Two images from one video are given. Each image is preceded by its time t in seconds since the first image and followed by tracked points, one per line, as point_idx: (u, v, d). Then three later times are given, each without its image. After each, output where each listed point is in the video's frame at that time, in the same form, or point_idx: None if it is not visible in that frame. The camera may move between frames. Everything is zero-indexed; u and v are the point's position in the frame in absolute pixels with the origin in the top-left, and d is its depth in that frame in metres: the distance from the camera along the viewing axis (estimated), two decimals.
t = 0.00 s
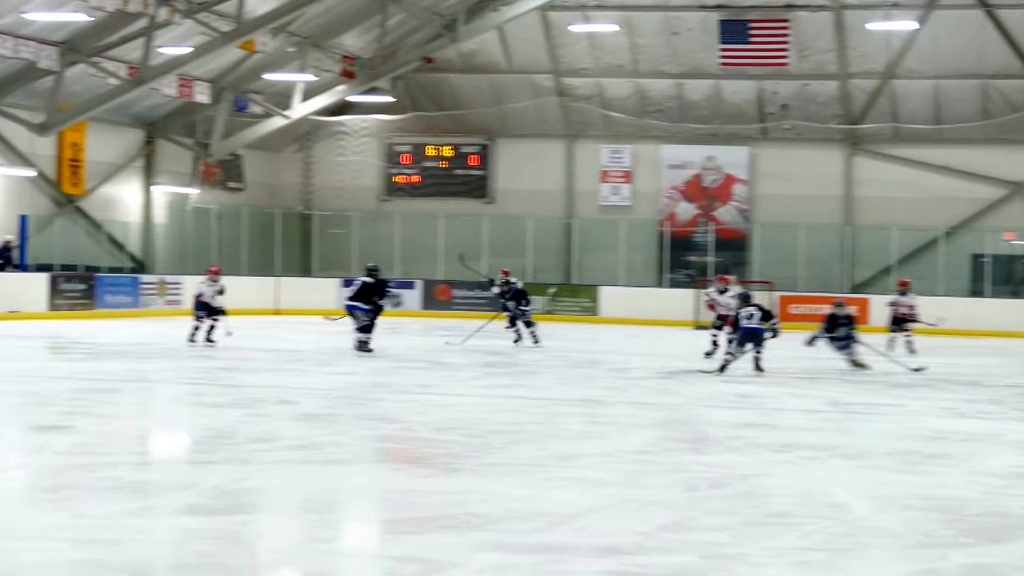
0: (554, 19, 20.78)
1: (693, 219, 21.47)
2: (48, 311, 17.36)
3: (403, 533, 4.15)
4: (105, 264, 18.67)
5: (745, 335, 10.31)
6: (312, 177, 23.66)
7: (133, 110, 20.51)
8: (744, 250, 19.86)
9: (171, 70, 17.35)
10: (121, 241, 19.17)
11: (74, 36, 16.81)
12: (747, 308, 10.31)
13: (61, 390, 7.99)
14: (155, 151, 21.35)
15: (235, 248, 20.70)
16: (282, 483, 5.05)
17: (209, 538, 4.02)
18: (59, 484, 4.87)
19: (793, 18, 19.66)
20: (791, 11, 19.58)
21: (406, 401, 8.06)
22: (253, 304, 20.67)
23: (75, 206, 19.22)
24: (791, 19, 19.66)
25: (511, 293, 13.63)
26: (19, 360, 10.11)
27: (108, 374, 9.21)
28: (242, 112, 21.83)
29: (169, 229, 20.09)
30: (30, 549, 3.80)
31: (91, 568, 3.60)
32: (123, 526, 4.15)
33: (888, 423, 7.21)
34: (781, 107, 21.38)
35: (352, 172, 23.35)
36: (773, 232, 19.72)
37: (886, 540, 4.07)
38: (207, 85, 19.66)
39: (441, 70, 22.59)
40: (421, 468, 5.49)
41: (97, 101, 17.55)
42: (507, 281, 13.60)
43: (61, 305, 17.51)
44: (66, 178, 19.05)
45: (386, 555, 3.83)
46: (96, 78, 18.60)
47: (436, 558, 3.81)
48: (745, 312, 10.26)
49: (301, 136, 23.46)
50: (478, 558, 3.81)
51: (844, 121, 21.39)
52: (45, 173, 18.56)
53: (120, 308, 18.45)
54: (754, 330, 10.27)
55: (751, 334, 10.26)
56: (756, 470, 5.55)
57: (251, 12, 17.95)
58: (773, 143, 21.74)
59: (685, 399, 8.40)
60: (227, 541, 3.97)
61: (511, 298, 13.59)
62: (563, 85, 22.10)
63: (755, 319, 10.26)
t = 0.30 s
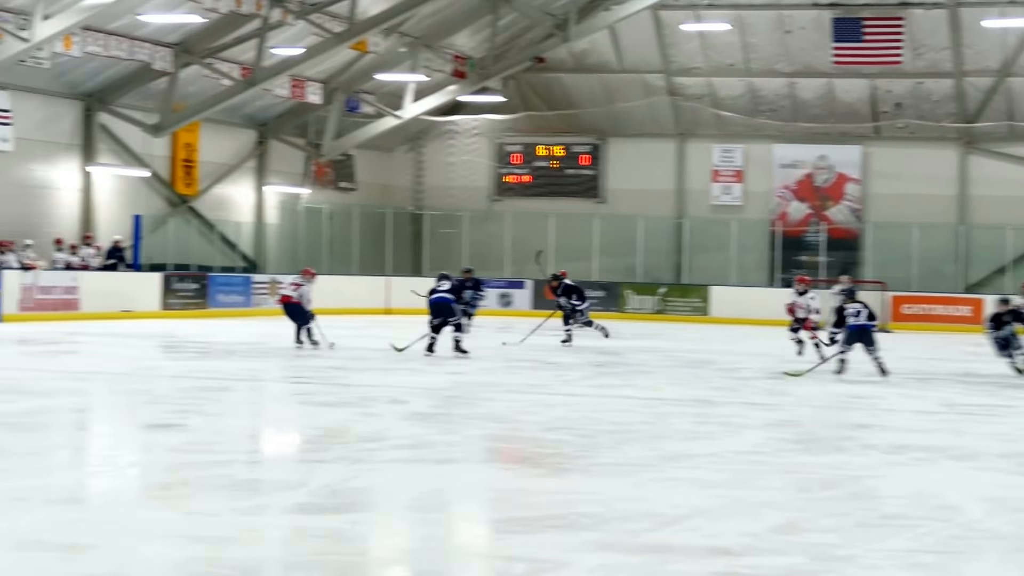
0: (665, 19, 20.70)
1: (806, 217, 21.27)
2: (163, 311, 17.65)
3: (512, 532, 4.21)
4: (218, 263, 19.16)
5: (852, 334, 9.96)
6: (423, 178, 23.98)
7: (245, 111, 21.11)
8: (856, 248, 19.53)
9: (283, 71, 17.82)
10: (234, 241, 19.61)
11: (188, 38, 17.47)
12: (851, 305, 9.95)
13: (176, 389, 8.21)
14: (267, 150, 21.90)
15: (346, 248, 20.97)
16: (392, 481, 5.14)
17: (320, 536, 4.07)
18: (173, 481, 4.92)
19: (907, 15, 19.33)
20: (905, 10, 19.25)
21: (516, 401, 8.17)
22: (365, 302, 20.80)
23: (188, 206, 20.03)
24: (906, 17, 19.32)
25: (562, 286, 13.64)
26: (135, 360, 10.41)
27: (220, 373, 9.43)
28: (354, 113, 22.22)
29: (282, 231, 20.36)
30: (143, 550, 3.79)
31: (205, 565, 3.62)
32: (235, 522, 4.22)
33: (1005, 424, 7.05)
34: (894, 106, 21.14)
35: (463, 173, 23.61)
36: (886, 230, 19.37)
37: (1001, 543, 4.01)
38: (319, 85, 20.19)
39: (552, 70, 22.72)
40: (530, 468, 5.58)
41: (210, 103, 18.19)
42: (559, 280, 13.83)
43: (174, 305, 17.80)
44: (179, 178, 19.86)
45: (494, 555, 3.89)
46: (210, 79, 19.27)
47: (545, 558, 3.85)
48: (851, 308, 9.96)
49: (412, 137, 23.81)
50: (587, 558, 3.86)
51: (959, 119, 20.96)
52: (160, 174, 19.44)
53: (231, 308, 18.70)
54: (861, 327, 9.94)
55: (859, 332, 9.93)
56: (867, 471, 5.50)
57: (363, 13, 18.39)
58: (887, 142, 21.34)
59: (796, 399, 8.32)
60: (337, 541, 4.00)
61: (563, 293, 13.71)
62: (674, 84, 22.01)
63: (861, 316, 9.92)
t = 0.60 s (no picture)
0: (759, 19, 20.98)
1: (899, 217, 21.22)
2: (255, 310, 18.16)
3: (604, 533, 4.21)
4: (311, 264, 19.29)
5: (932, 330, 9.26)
6: (515, 177, 24.12)
7: (338, 111, 21.53)
8: (949, 247, 19.86)
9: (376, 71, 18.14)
10: (325, 241, 19.66)
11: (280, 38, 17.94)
12: (922, 300, 9.34)
13: (269, 389, 8.42)
14: (359, 151, 22.29)
15: (439, 248, 21.12)
16: (484, 483, 5.14)
17: (412, 535, 4.00)
18: (265, 480, 4.89)
19: (1003, 14, 19.42)
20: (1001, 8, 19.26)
21: (607, 400, 8.24)
22: (457, 301, 21.24)
23: (280, 207, 20.51)
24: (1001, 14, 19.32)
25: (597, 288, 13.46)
26: (228, 359, 10.68)
27: (311, 374, 9.64)
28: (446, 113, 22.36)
29: (376, 232, 20.47)
30: (230, 552, 3.64)
31: (296, 565, 3.53)
32: (326, 522, 4.14)
33: None
34: (989, 105, 21.11)
35: (556, 173, 23.63)
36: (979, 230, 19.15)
37: None
38: (411, 85, 20.49)
39: (644, 70, 22.98)
40: (622, 467, 5.65)
41: (302, 103, 18.54)
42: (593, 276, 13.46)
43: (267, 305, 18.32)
44: (273, 177, 20.36)
45: (587, 554, 3.86)
46: (302, 79, 19.70)
47: (637, 557, 3.85)
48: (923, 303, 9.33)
49: (505, 136, 23.78)
50: (680, 558, 3.87)
51: None
52: (252, 174, 19.90)
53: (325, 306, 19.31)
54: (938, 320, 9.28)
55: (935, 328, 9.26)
56: (962, 472, 5.45)
57: (456, 13, 18.71)
58: (980, 142, 21.31)
59: (890, 400, 8.23)
60: (428, 540, 3.93)
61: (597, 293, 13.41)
62: (768, 83, 22.22)
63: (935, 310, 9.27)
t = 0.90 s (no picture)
0: (830, 18, 21.08)
1: (972, 217, 21.09)
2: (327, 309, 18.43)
3: (675, 533, 4.26)
4: (381, 263, 19.65)
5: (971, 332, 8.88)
6: (586, 176, 24.01)
7: (410, 111, 21.79)
8: None
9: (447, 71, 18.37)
10: (397, 241, 20.05)
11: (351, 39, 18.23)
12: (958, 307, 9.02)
13: (341, 389, 8.59)
14: (431, 150, 22.50)
15: (510, 247, 21.25)
16: (555, 482, 5.24)
17: (485, 535, 4.10)
18: (336, 480, 5.03)
19: None
20: None
21: (678, 400, 8.28)
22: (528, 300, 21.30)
23: (352, 206, 20.80)
24: None
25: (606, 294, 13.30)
26: (299, 360, 10.88)
27: (381, 373, 9.79)
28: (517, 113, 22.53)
29: (447, 232, 20.60)
30: (300, 553, 3.72)
31: (368, 564, 3.62)
32: (400, 522, 4.25)
33: None
34: None
35: (628, 172, 23.56)
36: None
37: None
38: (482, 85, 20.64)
39: (716, 69, 23.02)
40: (693, 467, 5.69)
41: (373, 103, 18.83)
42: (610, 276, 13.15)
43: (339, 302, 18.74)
44: (344, 178, 20.68)
45: (658, 555, 3.92)
46: (373, 79, 19.98)
47: (708, 558, 3.89)
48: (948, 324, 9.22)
49: (577, 135, 23.85)
50: (751, 558, 3.91)
51: None
52: (324, 174, 20.26)
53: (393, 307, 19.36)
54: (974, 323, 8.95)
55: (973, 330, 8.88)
56: None
57: (527, 14, 18.86)
58: None
59: (964, 400, 8.16)
60: (499, 540, 4.03)
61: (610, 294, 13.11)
62: (840, 82, 22.30)
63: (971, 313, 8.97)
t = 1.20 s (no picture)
0: (882, 17, 20.96)
1: None
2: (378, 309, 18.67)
3: (726, 534, 4.30)
4: (433, 262, 19.57)
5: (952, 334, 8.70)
6: (638, 178, 24.03)
7: (462, 111, 21.91)
8: None
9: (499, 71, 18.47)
10: (449, 241, 19.92)
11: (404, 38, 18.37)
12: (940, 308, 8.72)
13: (392, 388, 8.71)
14: (482, 150, 22.63)
15: (561, 248, 21.27)
16: (606, 482, 5.30)
17: (536, 535, 4.17)
18: (388, 480, 5.13)
19: None
20: None
21: (729, 400, 8.29)
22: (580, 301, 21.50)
23: (403, 206, 21.01)
24: None
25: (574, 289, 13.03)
26: (350, 359, 11.02)
27: (431, 373, 9.89)
28: (568, 113, 22.59)
29: (499, 231, 20.71)
30: (353, 553, 3.80)
31: (420, 563, 3.71)
32: (452, 522, 4.33)
33: None
34: None
35: (680, 172, 23.58)
36: None
37: None
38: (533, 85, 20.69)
39: (767, 68, 22.99)
40: (745, 468, 5.72)
41: (424, 102, 19.00)
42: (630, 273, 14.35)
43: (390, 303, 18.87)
44: (395, 177, 20.87)
45: (710, 555, 3.96)
46: (425, 79, 20.14)
47: (759, 559, 3.92)
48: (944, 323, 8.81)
49: (628, 136, 23.80)
50: (803, 559, 3.93)
51: None
52: (375, 174, 20.46)
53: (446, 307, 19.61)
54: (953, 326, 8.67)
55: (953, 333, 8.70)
56: None
57: (577, 14, 18.92)
58: None
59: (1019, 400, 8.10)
60: (551, 540, 4.10)
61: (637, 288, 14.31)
62: (891, 82, 22.22)
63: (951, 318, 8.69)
